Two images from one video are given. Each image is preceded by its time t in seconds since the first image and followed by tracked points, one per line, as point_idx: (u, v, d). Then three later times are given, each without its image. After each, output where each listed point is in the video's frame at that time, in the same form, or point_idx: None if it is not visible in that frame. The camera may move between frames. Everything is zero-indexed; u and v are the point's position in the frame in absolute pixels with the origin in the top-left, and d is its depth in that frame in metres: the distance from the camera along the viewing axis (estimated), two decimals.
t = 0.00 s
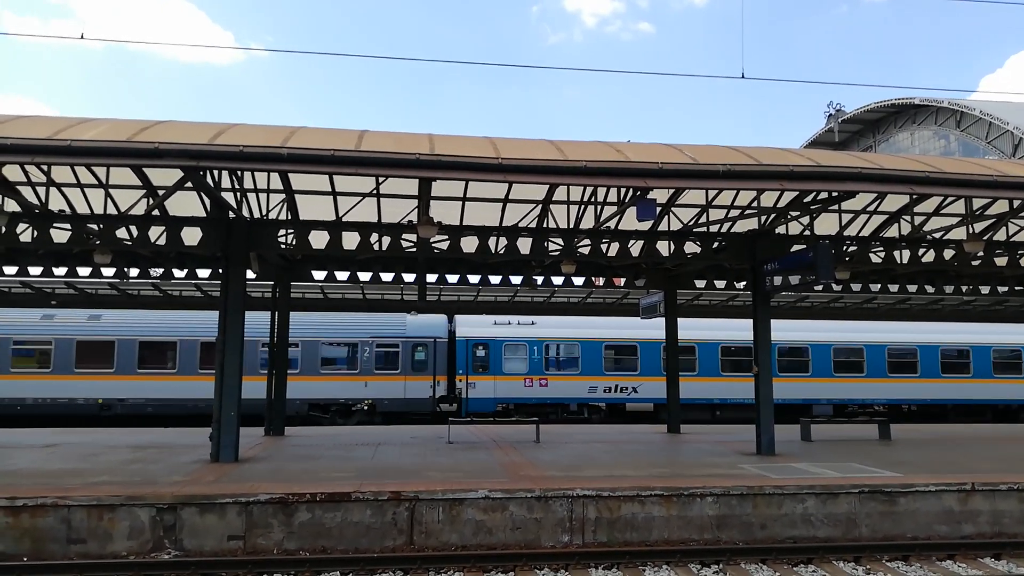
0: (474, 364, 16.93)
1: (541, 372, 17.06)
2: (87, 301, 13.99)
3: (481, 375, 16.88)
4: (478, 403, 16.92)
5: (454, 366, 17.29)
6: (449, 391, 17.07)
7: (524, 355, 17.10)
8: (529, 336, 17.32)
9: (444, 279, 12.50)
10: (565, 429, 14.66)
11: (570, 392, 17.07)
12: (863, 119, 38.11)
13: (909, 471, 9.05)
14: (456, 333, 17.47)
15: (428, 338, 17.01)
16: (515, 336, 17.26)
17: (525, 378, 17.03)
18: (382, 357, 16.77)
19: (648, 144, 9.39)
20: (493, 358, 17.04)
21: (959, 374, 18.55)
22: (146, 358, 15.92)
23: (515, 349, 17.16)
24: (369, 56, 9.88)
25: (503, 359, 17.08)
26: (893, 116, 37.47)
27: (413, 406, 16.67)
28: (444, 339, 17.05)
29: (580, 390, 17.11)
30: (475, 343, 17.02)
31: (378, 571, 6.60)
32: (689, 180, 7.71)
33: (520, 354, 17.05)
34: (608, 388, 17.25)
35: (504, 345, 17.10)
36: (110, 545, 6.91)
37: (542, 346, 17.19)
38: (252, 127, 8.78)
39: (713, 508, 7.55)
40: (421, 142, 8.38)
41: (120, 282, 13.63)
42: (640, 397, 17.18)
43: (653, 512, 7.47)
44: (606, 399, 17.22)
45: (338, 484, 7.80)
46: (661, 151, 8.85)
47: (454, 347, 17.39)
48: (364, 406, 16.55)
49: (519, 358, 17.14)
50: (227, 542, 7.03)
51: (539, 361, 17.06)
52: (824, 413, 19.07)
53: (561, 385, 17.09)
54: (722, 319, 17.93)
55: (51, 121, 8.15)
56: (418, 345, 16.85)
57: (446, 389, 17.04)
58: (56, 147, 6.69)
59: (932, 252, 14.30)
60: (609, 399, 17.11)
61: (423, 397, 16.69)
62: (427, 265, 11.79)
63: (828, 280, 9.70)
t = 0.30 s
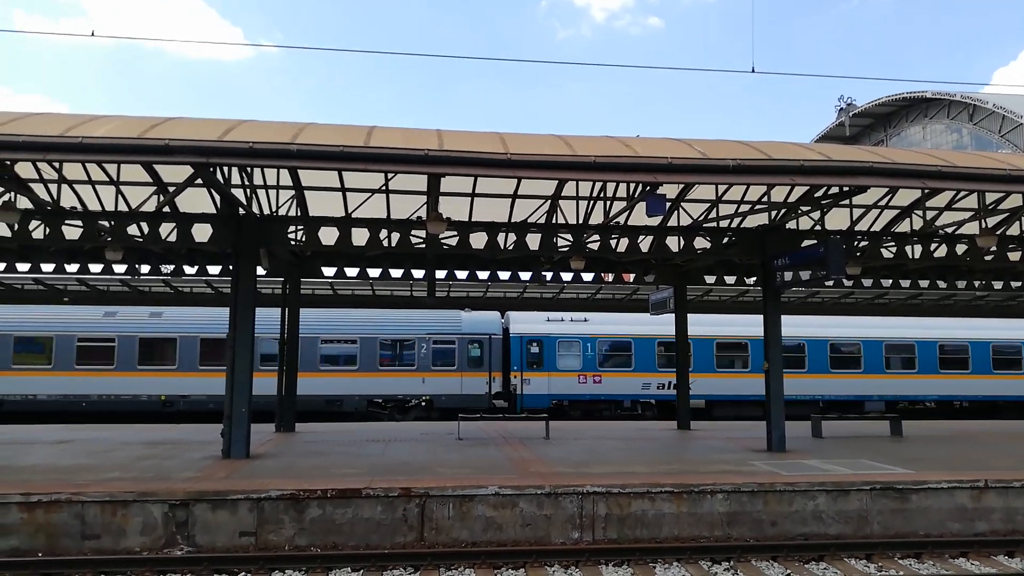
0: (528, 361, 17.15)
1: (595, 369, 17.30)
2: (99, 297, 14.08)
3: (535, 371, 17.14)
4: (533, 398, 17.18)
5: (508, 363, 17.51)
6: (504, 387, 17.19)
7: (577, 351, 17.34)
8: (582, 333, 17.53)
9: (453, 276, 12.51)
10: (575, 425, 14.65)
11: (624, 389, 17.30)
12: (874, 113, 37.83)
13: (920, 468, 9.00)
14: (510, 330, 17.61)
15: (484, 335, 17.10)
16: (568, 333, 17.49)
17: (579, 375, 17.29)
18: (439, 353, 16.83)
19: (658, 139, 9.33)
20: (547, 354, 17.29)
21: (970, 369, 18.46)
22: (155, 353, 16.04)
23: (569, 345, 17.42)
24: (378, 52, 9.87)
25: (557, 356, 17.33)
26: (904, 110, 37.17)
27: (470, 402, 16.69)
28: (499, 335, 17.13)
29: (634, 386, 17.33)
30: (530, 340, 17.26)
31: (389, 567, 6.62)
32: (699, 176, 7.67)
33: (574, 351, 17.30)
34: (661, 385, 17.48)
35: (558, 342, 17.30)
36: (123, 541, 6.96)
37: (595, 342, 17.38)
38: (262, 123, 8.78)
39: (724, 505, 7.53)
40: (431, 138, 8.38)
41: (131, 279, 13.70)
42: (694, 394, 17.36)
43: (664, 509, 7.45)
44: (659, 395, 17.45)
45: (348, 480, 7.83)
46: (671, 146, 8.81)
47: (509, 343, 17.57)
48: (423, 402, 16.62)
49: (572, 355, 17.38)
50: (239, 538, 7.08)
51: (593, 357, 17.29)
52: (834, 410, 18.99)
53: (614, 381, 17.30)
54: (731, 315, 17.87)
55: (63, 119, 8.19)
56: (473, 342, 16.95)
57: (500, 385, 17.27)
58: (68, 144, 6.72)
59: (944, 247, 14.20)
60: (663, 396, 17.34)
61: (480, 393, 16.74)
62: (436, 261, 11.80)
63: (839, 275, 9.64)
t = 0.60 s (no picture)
0: (572, 356, 17.27)
1: (638, 364, 17.38)
2: (99, 293, 14.08)
3: (579, 366, 17.22)
4: (577, 393, 17.24)
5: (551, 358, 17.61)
6: (548, 382, 17.37)
7: (620, 346, 17.43)
8: (625, 328, 17.64)
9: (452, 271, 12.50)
10: (575, 420, 14.65)
11: (666, 383, 17.37)
12: (874, 107, 37.75)
13: (919, 461, 9.01)
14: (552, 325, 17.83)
15: (528, 330, 17.35)
16: (611, 328, 17.57)
17: (622, 369, 17.39)
18: (484, 348, 17.05)
19: (657, 133, 9.29)
20: (590, 349, 17.39)
21: (971, 363, 18.44)
22: (154, 349, 16.06)
23: (612, 340, 17.51)
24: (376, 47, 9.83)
25: (600, 350, 17.42)
26: (904, 103, 37.12)
27: (515, 397, 16.96)
28: (544, 330, 17.35)
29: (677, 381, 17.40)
30: (573, 335, 17.39)
31: (388, 561, 6.63)
32: (699, 170, 7.65)
33: (617, 345, 17.39)
34: (703, 379, 17.53)
35: (601, 337, 17.43)
36: (124, 536, 6.99)
37: (638, 337, 17.49)
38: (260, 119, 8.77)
39: (723, 499, 7.54)
40: (430, 133, 8.37)
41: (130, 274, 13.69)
42: (736, 388, 17.42)
43: (663, 503, 7.47)
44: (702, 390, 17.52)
45: (348, 475, 7.84)
46: (670, 140, 8.79)
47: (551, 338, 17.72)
48: (468, 396, 16.81)
49: (616, 349, 17.48)
50: (239, 533, 7.10)
51: (636, 353, 17.38)
52: (833, 404, 19.00)
53: (657, 376, 17.39)
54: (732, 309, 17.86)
55: (60, 115, 8.17)
56: (517, 337, 17.18)
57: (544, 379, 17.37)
58: (66, 140, 6.71)
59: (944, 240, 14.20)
60: (705, 390, 17.39)
61: (524, 387, 16.98)
62: (435, 256, 11.79)
63: (839, 269, 9.63)
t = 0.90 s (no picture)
0: (619, 351, 17.31)
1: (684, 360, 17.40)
2: (104, 287, 14.13)
3: (626, 361, 17.27)
4: (623, 388, 17.30)
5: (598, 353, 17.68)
6: (594, 377, 17.45)
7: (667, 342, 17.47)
8: (671, 324, 17.69)
9: (457, 266, 12.51)
10: (578, 415, 14.66)
11: (713, 379, 17.37)
12: (880, 104, 37.56)
13: (922, 458, 8.99)
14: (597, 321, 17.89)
15: (575, 326, 17.40)
16: (658, 324, 17.65)
17: (668, 365, 17.43)
18: (532, 343, 17.11)
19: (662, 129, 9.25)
20: (636, 345, 17.45)
21: (977, 361, 18.34)
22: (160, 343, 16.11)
23: (659, 336, 17.57)
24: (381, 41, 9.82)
25: (647, 346, 17.48)
26: (911, 100, 36.93)
27: (561, 391, 17.02)
28: (589, 326, 17.39)
29: (723, 377, 17.38)
30: (619, 331, 17.45)
31: (391, 554, 6.65)
32: (703, 166, 7.63)
33: (663, 341, 17.43)
34: (749, 375, 17.53)
35: (647, 333, 17.48)
36: (128, 527, 7.04)
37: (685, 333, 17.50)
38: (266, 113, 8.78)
39: (726, 494, 7.55)
40: (434, 128, 8.37)
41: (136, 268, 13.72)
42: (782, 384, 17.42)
43: (665, 498, 7.48)
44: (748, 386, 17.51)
45: (351, 468, 7.86)
46: (675, 136, 8.76)
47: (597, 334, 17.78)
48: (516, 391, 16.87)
49: (662, 346, 17.52)
50: (243, 524, 7.13)
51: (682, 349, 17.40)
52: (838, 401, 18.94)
53: (703, 372, 17.38)
54: (737, 306, 17.80)
55: (66, 108, 8.20)
56: (565, 333, 17.24)
57: (591, 375, 17.45)
58: (71, 134, 6.73)
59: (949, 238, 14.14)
60: (751, 386, 17.38)
61: (571, 382, 17.03)
62: (440, 251, 11.80)
63: (844, 266, 9.60)
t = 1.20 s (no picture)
0: (644, 339, 17.44)
1: (708, 347, 17.51)
2: (83, 269, 13.92)
3: (651, 348, 17.38)
4: (649, 375, 17.42)
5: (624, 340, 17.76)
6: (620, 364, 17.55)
7: (691, 330, 17.56)
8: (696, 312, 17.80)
9: (441, 251, 12.46)
10: (562, 401, 14.72)
11: (736, 366, 17.51)
12: (864, 92, 37.76)
13: (900, 444, 9.13)
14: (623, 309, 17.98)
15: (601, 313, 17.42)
16: (683, 312, 17.74)
17: (693, 352, 17.51)
18: (558, 330, 17.14)
19: (649, 115, 9.21)
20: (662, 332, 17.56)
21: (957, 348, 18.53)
22: (140, 327, 15.93)
23: (684, 324, 17.67)
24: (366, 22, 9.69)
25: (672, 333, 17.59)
26: (894, 89, 37.17)
27: (587, 377, 17.09)
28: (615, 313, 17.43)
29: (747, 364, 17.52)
30: (644, 318, 17.55)
31: (376, 539, 6.66)
32: (689, 153, 7.63)
33: (688, 329, 17.53)
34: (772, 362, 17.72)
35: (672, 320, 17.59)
36: (110, 513, 6.98)
37: (709, 321, 17.60)
38: (249, 94, 8.64)
39: (708, 479, 7.63)
40: (419, 111, 8.29)
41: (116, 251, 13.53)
42: (803, 371, 17.65)
43: (648, 483, 7.55)
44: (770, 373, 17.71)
45: (336, 454, 7.85)
46: (661, 122, 8.75)
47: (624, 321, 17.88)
48: (543, 376, 16.94)
49: (687, 333, 17.62)
50: (227, 510, 7.11)
51: (706, 336, 17.50)
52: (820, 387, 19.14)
53: (726, 359, 17.52)
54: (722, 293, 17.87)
55: (42, 87, 8.02)
56: (591, 320, 17.27)
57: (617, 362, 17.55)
58: (49, 114, 6.59)
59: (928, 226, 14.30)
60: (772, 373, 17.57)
61: (598, 368, 17.10)
62: (424, 236, 11.74)
63: (826, 253, 9.67)
